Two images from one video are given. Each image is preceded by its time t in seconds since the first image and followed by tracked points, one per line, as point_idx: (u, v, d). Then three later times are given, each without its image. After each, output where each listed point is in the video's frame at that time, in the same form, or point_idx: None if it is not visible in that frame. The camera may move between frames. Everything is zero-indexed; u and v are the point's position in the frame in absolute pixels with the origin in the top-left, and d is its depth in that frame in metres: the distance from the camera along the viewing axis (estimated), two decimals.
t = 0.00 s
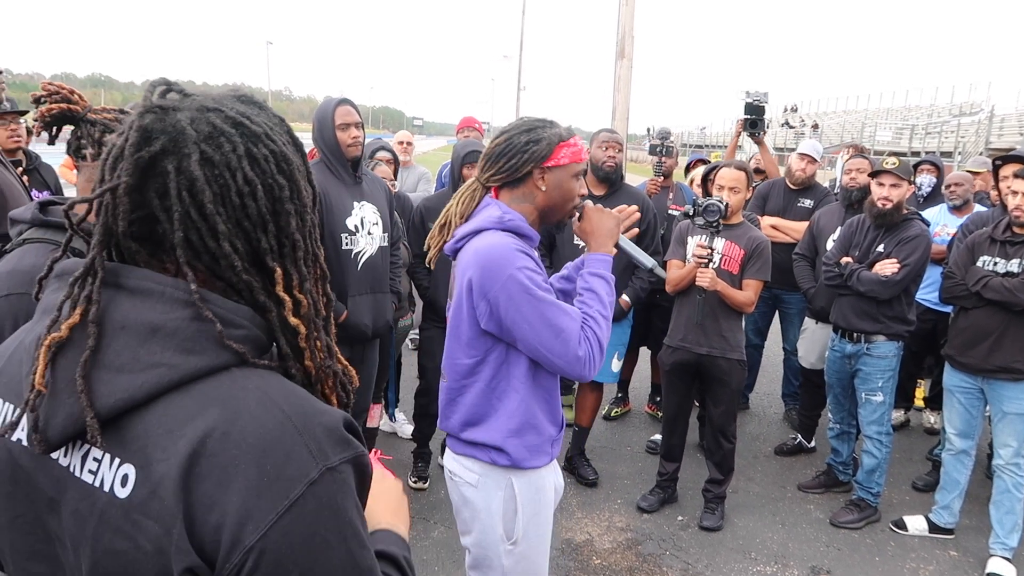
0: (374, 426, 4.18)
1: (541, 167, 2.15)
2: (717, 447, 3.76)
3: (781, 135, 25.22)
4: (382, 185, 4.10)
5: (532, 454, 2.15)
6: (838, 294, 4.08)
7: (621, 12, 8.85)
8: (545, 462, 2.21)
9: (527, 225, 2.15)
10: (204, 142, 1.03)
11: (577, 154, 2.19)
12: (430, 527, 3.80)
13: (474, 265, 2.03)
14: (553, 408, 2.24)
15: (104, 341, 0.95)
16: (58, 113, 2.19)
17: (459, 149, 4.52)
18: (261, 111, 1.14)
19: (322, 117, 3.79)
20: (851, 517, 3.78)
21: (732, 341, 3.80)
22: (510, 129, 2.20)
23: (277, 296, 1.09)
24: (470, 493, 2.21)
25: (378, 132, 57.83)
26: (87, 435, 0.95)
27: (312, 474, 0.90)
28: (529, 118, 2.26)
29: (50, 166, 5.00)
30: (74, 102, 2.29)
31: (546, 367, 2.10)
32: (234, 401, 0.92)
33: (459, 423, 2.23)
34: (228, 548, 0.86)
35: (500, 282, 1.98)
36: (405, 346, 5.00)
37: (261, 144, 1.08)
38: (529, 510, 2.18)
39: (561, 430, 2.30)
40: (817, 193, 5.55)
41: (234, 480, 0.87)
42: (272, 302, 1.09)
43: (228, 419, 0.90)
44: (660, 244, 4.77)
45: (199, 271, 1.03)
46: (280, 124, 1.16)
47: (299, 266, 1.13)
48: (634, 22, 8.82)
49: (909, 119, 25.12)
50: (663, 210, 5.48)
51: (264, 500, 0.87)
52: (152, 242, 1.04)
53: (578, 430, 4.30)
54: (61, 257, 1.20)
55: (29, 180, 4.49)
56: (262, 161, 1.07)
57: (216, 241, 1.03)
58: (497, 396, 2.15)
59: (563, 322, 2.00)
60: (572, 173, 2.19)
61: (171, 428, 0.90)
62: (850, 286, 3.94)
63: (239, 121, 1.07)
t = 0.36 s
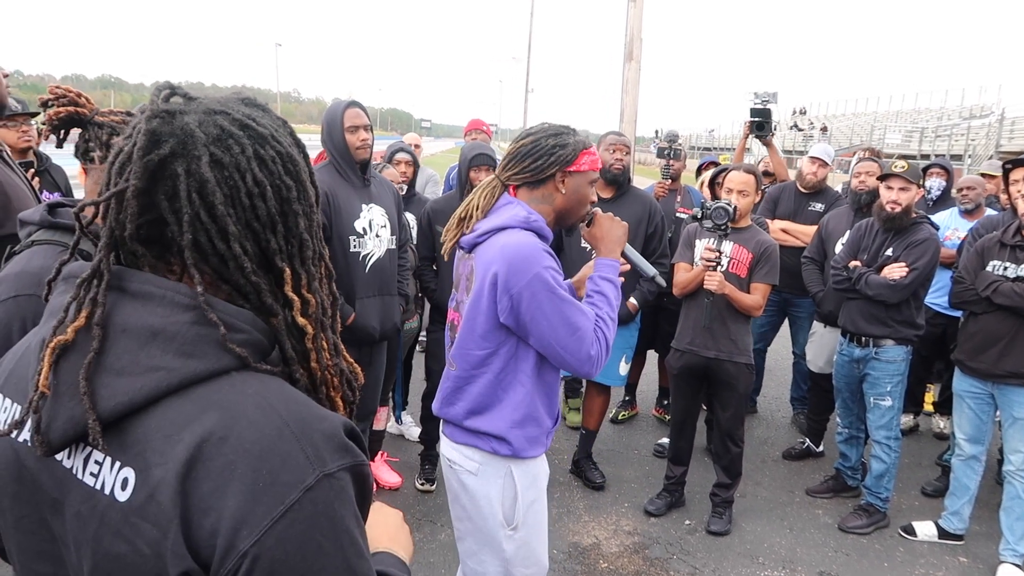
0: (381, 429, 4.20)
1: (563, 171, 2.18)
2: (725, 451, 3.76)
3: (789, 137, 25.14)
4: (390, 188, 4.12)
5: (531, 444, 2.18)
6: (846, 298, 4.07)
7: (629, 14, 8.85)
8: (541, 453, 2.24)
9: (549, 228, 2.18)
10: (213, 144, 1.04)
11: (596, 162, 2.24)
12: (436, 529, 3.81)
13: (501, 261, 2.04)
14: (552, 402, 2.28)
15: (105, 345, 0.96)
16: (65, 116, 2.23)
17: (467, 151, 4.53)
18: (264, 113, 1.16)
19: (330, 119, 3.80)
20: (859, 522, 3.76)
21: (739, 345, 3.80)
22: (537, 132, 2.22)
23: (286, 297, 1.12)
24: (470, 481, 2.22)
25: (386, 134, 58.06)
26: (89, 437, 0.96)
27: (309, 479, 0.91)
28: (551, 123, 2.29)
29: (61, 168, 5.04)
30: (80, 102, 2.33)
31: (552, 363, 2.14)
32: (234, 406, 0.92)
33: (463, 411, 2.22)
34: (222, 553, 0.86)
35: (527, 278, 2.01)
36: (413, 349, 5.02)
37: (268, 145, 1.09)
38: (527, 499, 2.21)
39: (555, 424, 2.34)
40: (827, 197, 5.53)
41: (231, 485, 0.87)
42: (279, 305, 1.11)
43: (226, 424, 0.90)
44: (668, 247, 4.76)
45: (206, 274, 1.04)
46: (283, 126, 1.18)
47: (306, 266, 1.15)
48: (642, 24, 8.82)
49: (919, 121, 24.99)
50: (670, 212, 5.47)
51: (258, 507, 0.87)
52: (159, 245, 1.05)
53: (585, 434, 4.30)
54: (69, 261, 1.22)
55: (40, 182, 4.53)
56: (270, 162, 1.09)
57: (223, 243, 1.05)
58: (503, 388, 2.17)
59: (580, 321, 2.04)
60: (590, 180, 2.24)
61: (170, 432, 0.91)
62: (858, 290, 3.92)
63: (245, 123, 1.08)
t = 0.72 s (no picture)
0: (385, 428, 4.21)
1: (542, 170, 2.17)
2: (729, 454, 3.75)
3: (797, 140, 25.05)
4: (396, 188, 4.12)
5: (526, 436, 2.18)
6: (852, 301, 4.06)
7: (638, 15, 8.84)
8: (539, 445, 2.23)
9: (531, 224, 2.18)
10: (208, 145, 1.04)
11: (576, 157, 2.21)
12: (440, 529, 3.81)
13: (480, 259, 2.06)
14: (548, 394, 2.27)
15: (110, 350, 0.96)
16: (70, 113, 2.25)
17: (473, 151, 4.54)
18: (255, 110, 1.15)
19: (337, 119, 3.82)
20: (864, 526, 3.75)
21: (745, 347, 3.79)
22: (512, 134, 2.22)
23: (288, 296, 1.13)
24: (470, 474, 2.23)
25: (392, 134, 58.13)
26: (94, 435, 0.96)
27: (317, 475, 0.91)
28: (531, 123, 2.29)
29: (70, 167, 5.07)
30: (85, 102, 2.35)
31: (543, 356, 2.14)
32: (239, 404, 0.93)
33: (458, 407, 2.24)
34: (232, 550, 0.86)
35: (503, 274, 2.02)
36: (418, 348, 5.02)
37: (261, 143, 1.09)
38: (526, 490, 2.20)
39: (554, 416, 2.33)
40: (833, 199, 5.52)
41: (240, 483, 0.88)
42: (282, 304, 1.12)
43: (233, 423, 0.91)
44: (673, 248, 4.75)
45: (208, 276, 1.04)
46: (275, 122, 1.17)
47: (305, 262, 1.16)
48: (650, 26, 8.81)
49: (928, 124, 24.86)
50: (676, 214, 5.47)
51: (267, 503, 0.88)
52: (158, 247, 1.05)
53: (589, 435, 4.30)
54: (65, 262, 1.23)
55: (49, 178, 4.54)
56: (265, 161, 1.09)
57: (224, 245, 1.05)
58: (496, 382, 2.18)
59: (561, 313, 2.04)
60: (571, 176, 2.22)
61: (177, 432, 0.91)
62: (865, 293, 3.91)
63: (238, 122, 1.08)
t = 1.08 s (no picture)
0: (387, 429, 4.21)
1: (514, 173, 2.18)
2: (732, 456, 3.75)
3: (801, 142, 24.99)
4: (399, 188, 4.13)
5: (510, 433, 2.19)
6: (855, 303, 4.05)
7: (642, 17, 8.84)
8: (527, 443, 2.22)
9: (506, 221, 2.21)
10: (213, 151, 1.03)
11: (553, 157, 2.16)
12: (442, 529, 3.82)
13: (449, 256, 2.15)
14: (536, 391, 2.25)
15: (124, 353, 0.96)
16: (73, 113, 2.28)
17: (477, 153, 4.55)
18: (250, 108, 1.13)
19: (341, 119, 3.83)
20: (867, 529, 3.74)
21: (748, 349, 3.79)
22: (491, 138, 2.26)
23: (294, 297, 1.14)
24: (463, 468, 2.29)
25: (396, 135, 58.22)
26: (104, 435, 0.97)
27: (327, 473, 0.92)
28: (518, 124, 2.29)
29: (75, 166, 5.10)
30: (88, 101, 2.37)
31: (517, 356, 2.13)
32: (249, 404, 0.93)
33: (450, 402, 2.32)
34: (245, 547, 0.88)
35: (463, 270, 2.08)
36: (420, 349, 5.03)
37: (263, 144, 1.09)
38: (513, 488, 2.21)
39: (549, 415, 2.29)
40: (836, 201, 5.51)
41: (253, 482, 0.89)
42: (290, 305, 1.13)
43: (243, 422, 0.92)
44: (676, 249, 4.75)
45: (216, 281, 1.05)
46: (271, 120, 1.16)
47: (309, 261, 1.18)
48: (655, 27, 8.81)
49: (933, 126, 24.79)
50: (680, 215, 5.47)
51: (280, 501, 0.89)
52: (165, 253, 1.05)
53: (591, 436, 4.30)
54: (66, 262, 1.24)
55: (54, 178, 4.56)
56: (268, 163, 1.10)
57: (233, 250, 1.06)
58: (476, 378, 2.22)
59: (517, 310, 2.01)
60: (548, 177, 2.18)
61: (188, 432, 0.92)
62: (867, 295, 3.91)
63: (239, 124, 1.07)
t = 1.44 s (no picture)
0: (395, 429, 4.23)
1: (516, 177, 2.19)
2: (740, 457, 3.74)
3: (809, 141, 24.91)
4: (406, 190, 4.15)
5: (495, 431, 2.19)
6: (864, 303, 4.04)
7: (649, 17, 8.83)
8: (513, 443, 2.20)
9: (507, 221, 2.25)
10: (223, 157, 1.04)
11: (553, 164, 2.14)
12: (449, 530, 3.83)
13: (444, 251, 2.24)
14: (525, 393, 2.24)
15: (136, 358, 0.98)
16: (80, 115, 2.30)
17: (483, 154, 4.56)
18: (252, 109, 1.13)
19: (348, 121, 3.85)
20: (877, 529, 3.72)
21: (756, 350, 3.78)
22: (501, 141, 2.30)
23: (305, 299, 1.16)
24: (455, 463, 2.34)
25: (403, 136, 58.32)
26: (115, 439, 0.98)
27: (335, 475, 0.93)
28: (534, 128, 2.29)
29: (85, 170, 5.14)
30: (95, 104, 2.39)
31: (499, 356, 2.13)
32: (259, 407, 0.95)
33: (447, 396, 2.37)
34: (254, 549, 0.89)
35: (451, 265, 2.16)
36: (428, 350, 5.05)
37: (270, 147, 1.10)
38: (497, 486, 2.21)
39: (539, 416, 2.25)
40: (844, 200, 5.49)
41: (263, 484, 0.90)
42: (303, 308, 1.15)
43: (253, 425, 0.93)
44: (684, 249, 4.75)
45: (228, 287, 1.07)
46: (273, 121, 1.17)
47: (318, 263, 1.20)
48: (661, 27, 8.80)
49: (942, 124, 24.64)
50: (687, 215, 5.46)
51: (289, 504, 0.90)
52: (175, 258, 1.06)
53: (599, 437, 4.30)
54: (73, 266, 1.25)
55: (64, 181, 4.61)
56: (276, 166, 1.11)
57: (245, 256, 1.07)
58: (466, 374, 2.26)
59: (491, 309, 2.02)
60: (548, 183, 2.16)
61: (199, 435, 0.93)
62: (876, 295, 3.89)
63: (246, 127, 1.07)
